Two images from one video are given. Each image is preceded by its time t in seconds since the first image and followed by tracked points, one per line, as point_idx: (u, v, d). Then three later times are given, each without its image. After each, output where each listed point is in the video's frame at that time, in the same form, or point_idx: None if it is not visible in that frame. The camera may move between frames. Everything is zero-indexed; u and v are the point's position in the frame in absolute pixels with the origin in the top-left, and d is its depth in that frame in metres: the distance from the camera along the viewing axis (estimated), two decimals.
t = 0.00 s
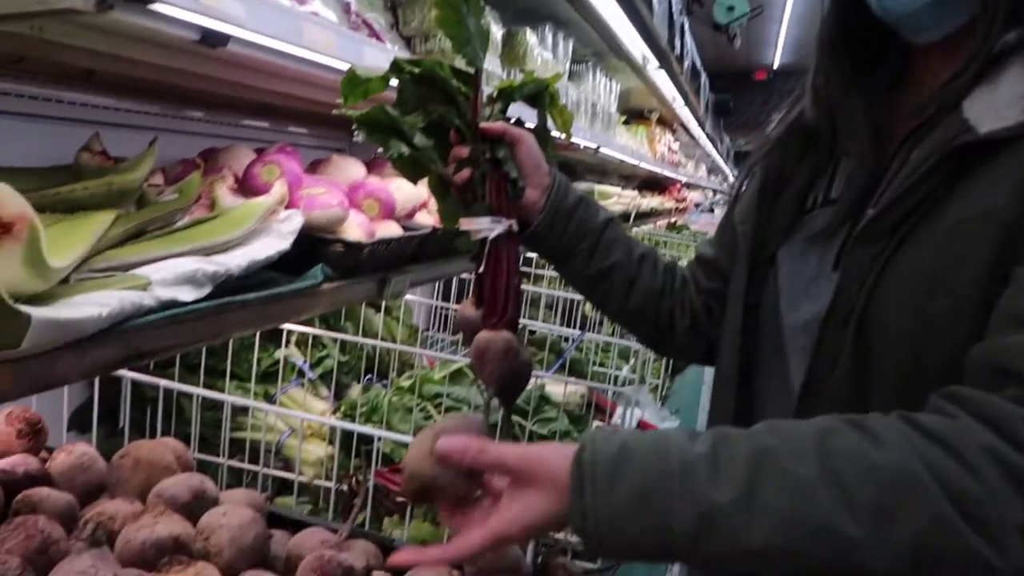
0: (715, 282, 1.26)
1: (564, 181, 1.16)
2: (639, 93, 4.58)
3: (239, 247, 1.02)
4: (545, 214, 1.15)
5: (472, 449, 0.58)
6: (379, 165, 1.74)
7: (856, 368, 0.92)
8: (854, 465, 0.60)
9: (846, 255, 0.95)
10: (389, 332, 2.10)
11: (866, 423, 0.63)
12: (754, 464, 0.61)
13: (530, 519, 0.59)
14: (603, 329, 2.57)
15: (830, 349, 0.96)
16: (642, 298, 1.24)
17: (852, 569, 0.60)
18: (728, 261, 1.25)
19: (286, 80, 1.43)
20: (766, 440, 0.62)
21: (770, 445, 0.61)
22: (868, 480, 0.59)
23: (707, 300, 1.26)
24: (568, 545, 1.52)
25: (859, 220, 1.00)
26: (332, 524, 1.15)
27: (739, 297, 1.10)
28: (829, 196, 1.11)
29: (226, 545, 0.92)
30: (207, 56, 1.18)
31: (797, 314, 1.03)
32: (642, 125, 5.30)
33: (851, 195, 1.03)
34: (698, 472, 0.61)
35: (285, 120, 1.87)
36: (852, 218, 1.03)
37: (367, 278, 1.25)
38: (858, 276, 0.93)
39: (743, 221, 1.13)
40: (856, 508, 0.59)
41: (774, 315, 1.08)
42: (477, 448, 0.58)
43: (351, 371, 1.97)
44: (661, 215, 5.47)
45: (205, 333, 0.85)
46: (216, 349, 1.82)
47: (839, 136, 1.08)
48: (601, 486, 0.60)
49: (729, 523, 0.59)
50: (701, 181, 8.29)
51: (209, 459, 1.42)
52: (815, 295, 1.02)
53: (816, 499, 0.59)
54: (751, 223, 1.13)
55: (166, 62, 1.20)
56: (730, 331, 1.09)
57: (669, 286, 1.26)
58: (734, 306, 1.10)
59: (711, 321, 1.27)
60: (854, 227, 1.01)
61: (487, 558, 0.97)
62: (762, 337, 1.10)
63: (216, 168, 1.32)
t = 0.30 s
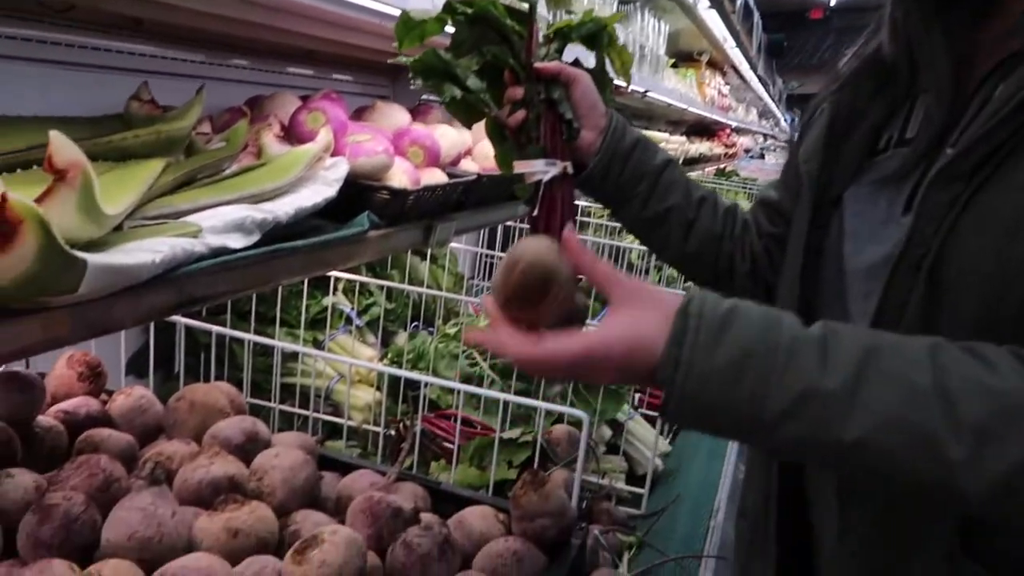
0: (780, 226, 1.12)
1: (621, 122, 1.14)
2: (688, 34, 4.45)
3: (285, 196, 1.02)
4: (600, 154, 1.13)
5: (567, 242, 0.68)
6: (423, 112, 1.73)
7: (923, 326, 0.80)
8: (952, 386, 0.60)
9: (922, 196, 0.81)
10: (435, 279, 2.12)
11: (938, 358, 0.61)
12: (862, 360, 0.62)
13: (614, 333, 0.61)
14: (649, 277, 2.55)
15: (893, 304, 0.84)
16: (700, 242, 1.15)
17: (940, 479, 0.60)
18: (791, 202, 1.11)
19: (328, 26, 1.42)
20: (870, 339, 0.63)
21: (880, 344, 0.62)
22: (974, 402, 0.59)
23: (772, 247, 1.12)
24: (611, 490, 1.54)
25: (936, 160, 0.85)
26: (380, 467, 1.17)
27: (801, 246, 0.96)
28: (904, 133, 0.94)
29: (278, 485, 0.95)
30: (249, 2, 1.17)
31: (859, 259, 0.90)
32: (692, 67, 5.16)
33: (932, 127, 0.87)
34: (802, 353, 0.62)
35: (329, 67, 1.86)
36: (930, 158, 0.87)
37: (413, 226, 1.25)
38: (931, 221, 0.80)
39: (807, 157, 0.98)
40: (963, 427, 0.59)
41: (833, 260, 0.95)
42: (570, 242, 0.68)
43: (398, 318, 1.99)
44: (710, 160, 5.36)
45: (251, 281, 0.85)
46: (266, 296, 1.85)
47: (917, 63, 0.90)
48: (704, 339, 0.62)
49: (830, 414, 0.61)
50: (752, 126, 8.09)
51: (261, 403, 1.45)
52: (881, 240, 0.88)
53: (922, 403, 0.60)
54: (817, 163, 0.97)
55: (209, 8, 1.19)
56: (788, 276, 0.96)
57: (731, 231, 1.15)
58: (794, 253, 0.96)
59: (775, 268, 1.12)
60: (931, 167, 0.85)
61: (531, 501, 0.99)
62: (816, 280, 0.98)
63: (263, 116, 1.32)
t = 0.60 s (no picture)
0: (812, 153, 1.09)
1: (649, 37, 1.04)
2: None
3: (313, 153, 1.01)
4: (626, 72, 1.04)
5: (559, 250, 0.57)
6: (451, 67, 1.71)
7: (982, 275, 0.77)
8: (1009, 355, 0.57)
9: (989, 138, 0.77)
10: (466, 237, 2.12)
11: (987, 329, 0.59)
12: (908, 341, 0.58)
13: (667, 317, 0.58)
14: (682, 233, 2.52)
15: (951, 252, 0.80)
16: (724, 165, 1.10)
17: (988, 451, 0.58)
18: (829, 127, 1.08)
19: None
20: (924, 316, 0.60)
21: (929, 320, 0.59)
22: None
23: (798, 173, 1.10)
24: (643, 445, 1.55)
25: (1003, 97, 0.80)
26: (415, 423, 1.18)
27: (854, 191, 0.90)
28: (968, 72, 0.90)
29: (315, 440, 0.96)
30: None
31: (915, 204, 0.85)
32: (726, 17, 5.04)
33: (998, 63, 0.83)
34: (845, 332, 0.59)
35: (357, 24, 1.84)
36: (996, 96, 0.83)
37: (443, 182, 1.24)
38: (995, 167, 0.77)
39: (866, 94, 0.91)
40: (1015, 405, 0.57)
41: (886, 213, 0.91)
42: (561, 250, 0.57)
43: (429, 276, 2.00)
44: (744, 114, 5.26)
45: (281, 239, 0.85)
46: (299, 256, 1.87)
47: None
48: (742, 328, 0.59)
49: (876, 394, 0.58)
50: (787, 77, 7.91)
51: (296, 360, 1.47)
52: (940, 184, 0.84)
53: (967, 379, 0.57)
54: (877, 104, 0.90)
55: None
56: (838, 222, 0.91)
57: (753, 153, 1.11)
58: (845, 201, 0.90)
59: (797, 195, 1.10)
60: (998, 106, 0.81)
61: (566, 455, 0.99)
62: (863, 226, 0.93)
63: (290, 74, 1.30)
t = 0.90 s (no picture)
0: (829, 73, 1.03)
1: None
2: None
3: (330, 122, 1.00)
4: None
5: (550, 325, 0.62)
6: (468, 35, 1.69)
7: (1009, 248, 0.73)
8: (1008, 375, 0.57)
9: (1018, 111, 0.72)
10: (483, 207, 2.11)
11: (978, 350, 0.58)
12: (896, 370, 0.59)
13: (660, 368, 0.62)
14: (701, 202, 2.50)
15: (975, 227, 0.75)
16: (711, 80, 1.08)
17: (977, 473, 0.59)
18: (852, 51, 1.01)
19: None
20: (915, 342, 0.59)
21: (921, 348, 0.59)
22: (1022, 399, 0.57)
23: (807, 89, 1.05)
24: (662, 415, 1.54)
25: None
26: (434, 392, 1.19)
27: (887, 156, 0.85)
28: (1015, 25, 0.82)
29: (336, 410, 0.96)
30: None
31: (944, 167, 0.83)
32: None
33: None
34: (834, 366, 0.60)
35: None
36: None
37: (460, 152, 1.23)
38: None
39: (908, 47, 0.83)
40: (1004, 429, 0.57)
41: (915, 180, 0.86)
42: (551, 323, 0.62)
43: (447, 247, 2.00)
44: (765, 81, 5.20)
45: (301, 210, 0.85)
46: (317, 226, 1.87)
47: None
48: (734, 370, 0.61)
49: (866, 426, 0.59)
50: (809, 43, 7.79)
51: (315, 331, 1.48)
52: (974, 149, 0.81)
53: (954, 407, 0.58)
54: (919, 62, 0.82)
55: None
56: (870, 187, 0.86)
57: (751, 66, 1.07)
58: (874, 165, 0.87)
59: (802, 107, 1.06)
60: None
61: (586, 425, 0.98)
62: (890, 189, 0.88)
63: (306, 42, 1.29)
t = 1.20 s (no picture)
0: (832, 36, 0.99)
1: None
2: None
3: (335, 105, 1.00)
4: None
5: (540, 311, 0.62)
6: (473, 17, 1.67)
7: (1002, 233, 0.71)
8: (992, 365, 0.57)
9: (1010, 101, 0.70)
10: (488, 191, 2.11)
11: (963, 340, 0.58)
12: (881, 358, 0.58)
13: (650, 353, 0.61)
14: (706, 186, 2.49)
15: (969, 213, 0.73)
16: (703, 48, 1.06)
17: (960, 459, 0.58)
18: (857, 17, 0.98)
19: None
20: (901, 331, 0.59)
21: (906, 337, 0.58)
22: (1006, 388, 0.56)
23: (807, 51, 1.02)
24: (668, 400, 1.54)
25: None
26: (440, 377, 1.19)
27: (897, 141, 0.83)
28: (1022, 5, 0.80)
29: (343, 394, 0.96)
30: None
31: (946, 150, 0.82)
32: None
33: None
34: (820, 353, 0.59)
35: None
36: None
37: (465, 135, 1.22)
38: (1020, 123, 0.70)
39: (916, 32, 0.80)
40: (988, 416, 0.57)
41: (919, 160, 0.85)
42: (543, 310, 0.62)
43: (452, 232, 2.00)
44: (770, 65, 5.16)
45: (307, 193, 0.85)
46: (321, 211, 1.87)
47: None
48: (722, 357, 0.60)
49: (852, 413, 0.59)
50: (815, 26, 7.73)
51: (321, 316, 1.48)
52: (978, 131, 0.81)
53: (938, 395, 0.57)
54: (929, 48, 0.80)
55: None
56: (880, 171, 0.85)
57: (743, 33, 1.06)
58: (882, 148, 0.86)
59: (802, 69, 1.04)
60: None
61: (594, 409, 0.98)
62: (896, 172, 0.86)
63: (310, 25, 1.28)
